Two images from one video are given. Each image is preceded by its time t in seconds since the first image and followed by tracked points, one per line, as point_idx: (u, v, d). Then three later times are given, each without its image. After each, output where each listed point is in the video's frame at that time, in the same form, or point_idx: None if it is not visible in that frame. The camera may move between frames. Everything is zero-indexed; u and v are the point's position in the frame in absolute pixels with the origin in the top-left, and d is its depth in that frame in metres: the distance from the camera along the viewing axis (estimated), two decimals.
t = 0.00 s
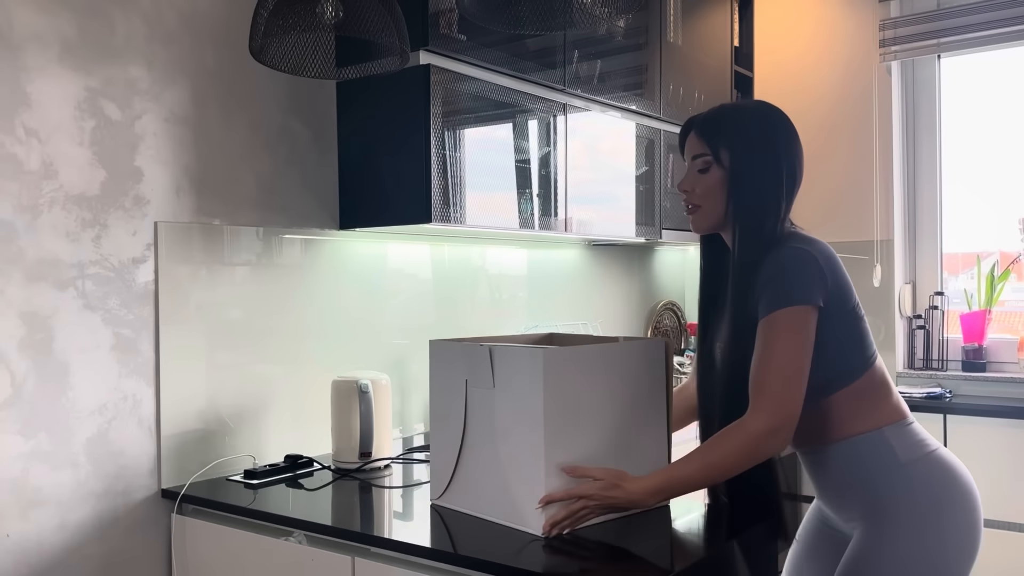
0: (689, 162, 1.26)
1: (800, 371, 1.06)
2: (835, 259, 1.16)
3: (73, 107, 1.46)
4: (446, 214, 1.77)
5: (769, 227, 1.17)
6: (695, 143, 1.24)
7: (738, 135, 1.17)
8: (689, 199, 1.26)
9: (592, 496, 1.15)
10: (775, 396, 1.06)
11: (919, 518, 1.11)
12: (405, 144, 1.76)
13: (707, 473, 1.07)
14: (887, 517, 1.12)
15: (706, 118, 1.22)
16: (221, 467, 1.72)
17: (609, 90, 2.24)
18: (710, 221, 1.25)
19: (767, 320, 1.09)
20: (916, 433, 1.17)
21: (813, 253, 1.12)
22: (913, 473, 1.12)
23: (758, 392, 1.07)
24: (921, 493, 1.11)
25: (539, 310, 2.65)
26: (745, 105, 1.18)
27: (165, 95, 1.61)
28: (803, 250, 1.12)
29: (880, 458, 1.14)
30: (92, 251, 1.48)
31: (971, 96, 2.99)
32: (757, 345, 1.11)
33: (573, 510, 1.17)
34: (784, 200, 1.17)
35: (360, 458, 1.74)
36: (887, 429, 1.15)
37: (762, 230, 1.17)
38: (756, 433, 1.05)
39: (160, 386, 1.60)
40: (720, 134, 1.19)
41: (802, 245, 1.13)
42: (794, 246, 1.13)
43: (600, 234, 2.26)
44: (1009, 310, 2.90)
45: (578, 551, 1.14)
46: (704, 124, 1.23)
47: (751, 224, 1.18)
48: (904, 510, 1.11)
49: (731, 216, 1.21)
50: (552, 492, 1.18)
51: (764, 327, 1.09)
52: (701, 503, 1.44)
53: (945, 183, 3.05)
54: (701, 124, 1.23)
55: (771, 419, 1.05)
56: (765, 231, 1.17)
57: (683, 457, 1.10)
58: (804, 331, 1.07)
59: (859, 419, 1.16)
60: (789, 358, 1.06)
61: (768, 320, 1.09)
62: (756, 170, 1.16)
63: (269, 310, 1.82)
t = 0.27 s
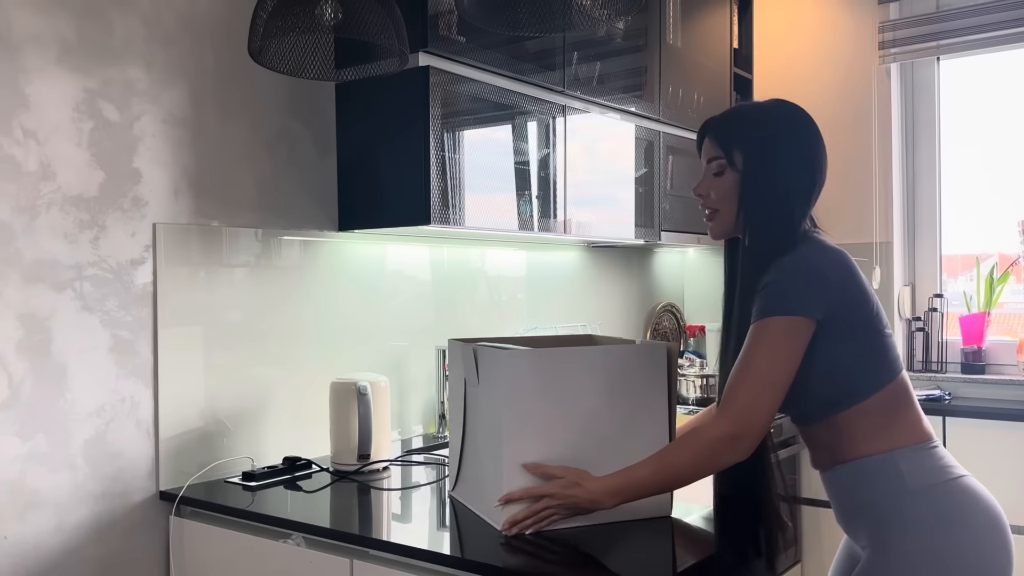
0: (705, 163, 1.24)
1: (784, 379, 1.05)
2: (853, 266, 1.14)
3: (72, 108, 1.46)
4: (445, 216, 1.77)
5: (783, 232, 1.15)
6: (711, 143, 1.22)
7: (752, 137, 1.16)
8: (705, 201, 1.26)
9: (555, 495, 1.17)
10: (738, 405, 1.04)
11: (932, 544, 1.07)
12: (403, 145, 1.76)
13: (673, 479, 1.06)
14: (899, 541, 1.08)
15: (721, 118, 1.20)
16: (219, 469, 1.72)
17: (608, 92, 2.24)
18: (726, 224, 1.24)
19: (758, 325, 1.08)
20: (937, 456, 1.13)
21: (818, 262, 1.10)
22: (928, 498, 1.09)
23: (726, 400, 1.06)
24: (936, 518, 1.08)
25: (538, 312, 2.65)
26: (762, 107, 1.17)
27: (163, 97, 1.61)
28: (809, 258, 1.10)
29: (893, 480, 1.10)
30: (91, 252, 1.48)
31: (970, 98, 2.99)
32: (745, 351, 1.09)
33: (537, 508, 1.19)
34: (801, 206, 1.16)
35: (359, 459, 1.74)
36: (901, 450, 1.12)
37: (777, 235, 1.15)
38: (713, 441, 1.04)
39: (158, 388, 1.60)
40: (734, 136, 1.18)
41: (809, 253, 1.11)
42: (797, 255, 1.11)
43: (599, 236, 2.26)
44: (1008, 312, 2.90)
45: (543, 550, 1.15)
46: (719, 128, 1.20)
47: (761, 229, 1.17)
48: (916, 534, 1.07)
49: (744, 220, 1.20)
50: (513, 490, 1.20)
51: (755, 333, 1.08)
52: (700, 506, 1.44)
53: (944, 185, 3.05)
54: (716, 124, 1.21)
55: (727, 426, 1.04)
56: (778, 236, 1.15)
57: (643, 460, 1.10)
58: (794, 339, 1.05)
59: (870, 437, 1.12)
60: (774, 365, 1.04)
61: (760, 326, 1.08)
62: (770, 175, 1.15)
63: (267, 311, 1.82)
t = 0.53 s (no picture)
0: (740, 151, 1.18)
1: (812, 363, 1.04)
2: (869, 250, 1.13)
3: (69, 109, 1.46)
4: (443, 217, 1.77)
5: (815, 218, 1.14)
6: (756, 129, 1.16)
7: (796, 123, 1.14)
8: (748, 191, 1.19)
9: (587, 495, 1.15)
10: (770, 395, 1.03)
11: (936, 544, 1.08)
12: (402, 146, 1.76)
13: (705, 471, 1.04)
14: (903, 542, 1.10)
15: (760, 103, 1.16)
16: (216, 470, 1.71)
17: (607, 93, 2.24)
18: (771, 214, 1.19)
19: (779, 312, 1.07)
20: (943, 453, 1.12)
21: (837, 246, 1.08)
22: (933, 497, 1.09)
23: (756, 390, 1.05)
24: (941, 518, 1.08)
25: (537, 313, 2.65)
26: (795, 92, 1.16)
27: (161, 97, 1.61)
28: (830, 243, 1.09)
29: (897, 479, 1.10)
30: (88, 253, 1.48)
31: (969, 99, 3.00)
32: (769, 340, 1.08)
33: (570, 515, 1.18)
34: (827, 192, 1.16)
35: (356, 461, 1.74)
36: (904, 447, 1.11)
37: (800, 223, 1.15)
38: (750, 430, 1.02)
39: (156, 389, 1.60)
40: (783, 121, 1.14)
41: (831, 237, 1.10)
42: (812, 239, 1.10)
43: (598, 237, 2.25)
44: (1007, 313, 2.90)
45: (576, 557, 1.13)
46: (761, 113, 1.16)
47: (799, 215, 1.15)
48: (919, 534, 1.08)
49: (788, 208, 1.17)
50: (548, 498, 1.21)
51: (775, 320, 1.07)
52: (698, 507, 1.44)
53: (942, 186, 3.05)
54: (755, 110, 1.17)
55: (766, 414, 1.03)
56: (810, 222, 1.14)
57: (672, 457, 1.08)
58: (818, 323, 1.04)
59: (874, 435, 1.12)
60: (799, 349, 1.04)
61: (783, 313, 1.06)
62: (819, 159, 1.15)
63: (265, 312, 1.82)
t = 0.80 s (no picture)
0: (746, 135, 1.18)
1: (856, 371, 1.01)
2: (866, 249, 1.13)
3: (66, 109, 1.46)
4: (441, 218, 1.77)
5: (810, 209, 1.15)
6: (761, 113, 1.16)
7: (804, 113, 1.14)
8: (744, 176, 1.18)
9: (672, 497, 1.09)
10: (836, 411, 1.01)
11: (942, 538, 1.08)
12: (399, 147, 1.76)
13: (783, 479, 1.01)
14: (908, 539, 1.10)
15: (768, 88, 1.15)
16: (212, 471, 1.71)
17: (605, 94, 2.24)
18: (763, 201, 1.19)
19: (805, 315, 1.05)
20: (942, 445, 1.12)
21: (843, 242, 1.08)
22: (933, 491, 1.09)
23: (818, 402, 1.03)
24: (942, 512, 1.08)
25: (534, 314, 2.65)
26: (807, 81, 1.15)
27: (158, 97, 1.61)
28: (838, 239, 1.08)
29: (896, 476, 1.11)
30: (84, 253, 1.48)
31: (967, 100, 3.00)
32: (798, 342, 1.06)
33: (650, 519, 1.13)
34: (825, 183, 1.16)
35: (353, 462, 1.74)
36: (904, 442, 1.12)
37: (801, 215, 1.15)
38: (822, 445, 1.00)
39: (152, 389, 1.59)
40: (790, 108, 1.14)
41: (832, 232, 1.10)
42: (823, 236, 1.09)
43: (596, 238, 2.25)
44: (1005, 314, 2.90)
45: (657, 559, 1.13)
46: (767, 98, 1.16)
47: (795, 205, 1.15)
48: (922, 529, 1.09)
49: (785, 197, 1.17)
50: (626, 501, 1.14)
51: (805, 323, 1.05)
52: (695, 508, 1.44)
53: (940, 187, 3.05)
54: (764, 95, 1.16)
55: (843, 432, 1.00)
56: (807, 213, 1.15)
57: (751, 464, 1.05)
58: (850, 328, 1.02)
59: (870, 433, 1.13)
60: (842, 357, 1.01)
61: (807, 315, 1.04)
62: (820, 151, 1.14)
63: (262, 312, 1.82)
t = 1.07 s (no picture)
0: (744, 134, 1.19)
1: (858, 377, 1.02)
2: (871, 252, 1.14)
3: (61, 108, 1.45)
4: (439, 218, 1.77)
5: (813, 210, 1.16)
6: (757, 113, 1.17)
7: (801, 113, 1.15)
8: (742, 176, 1.19)
9: (675, 484, 1.14)
10: (837, 417, 1.02)
11: (962, 538, 1.12)
12: (396, 147, 1.76)
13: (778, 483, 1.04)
14: (928, 539, 1.13)
15: (764, 89, 1.17)
16: (208, 471, 1.71)
17: (602, 94, 2.24)
18: (761, 202, 1.20)
19: (809, 321, 1.06)
20: (956, 446, 1.16)
21: (847, 246, 1.09)
22: (952, 491, 1.13)
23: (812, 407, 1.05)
24: (963, 511, 1.12)
25: (532, 314, 2.65)
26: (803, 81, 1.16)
27: (153, 97, 1.61)
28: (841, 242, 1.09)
29: (916, 477, 1.14)
30: (79, 253, 1.47)
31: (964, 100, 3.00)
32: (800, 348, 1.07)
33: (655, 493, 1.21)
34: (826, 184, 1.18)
35: (349, 462, 1.74)
36: (920, 443, 1.15)
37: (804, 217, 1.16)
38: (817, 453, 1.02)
39: (147, 389, 1.59)
40: (786, 108, 1.15)
41: (837, 235, 1.11)
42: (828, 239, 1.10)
43: (593, 238, 2.25)
44: (1002, 315, 2.89)
45: (658, 560, 1.12)
46: (763, 98, 1.17)
47: (795, 207, 1.17)
48: (944, 529, 1.12)
49: (784, 199, 1.18)
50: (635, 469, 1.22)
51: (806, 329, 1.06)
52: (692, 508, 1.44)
53: (937, 188, 3.06)
54: (761, 95, 1.17)
55: (838, 437, 1.02)
56: (807, 214, 1.17)
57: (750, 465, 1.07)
58: (851, 333, 1.03)
59: (888, 435, 1.15)
60: (840, 364, 1.02)
61: (809, 321, 1.05)
62: (818, 151, 1.16)
63: (259, 311, 1.81)
